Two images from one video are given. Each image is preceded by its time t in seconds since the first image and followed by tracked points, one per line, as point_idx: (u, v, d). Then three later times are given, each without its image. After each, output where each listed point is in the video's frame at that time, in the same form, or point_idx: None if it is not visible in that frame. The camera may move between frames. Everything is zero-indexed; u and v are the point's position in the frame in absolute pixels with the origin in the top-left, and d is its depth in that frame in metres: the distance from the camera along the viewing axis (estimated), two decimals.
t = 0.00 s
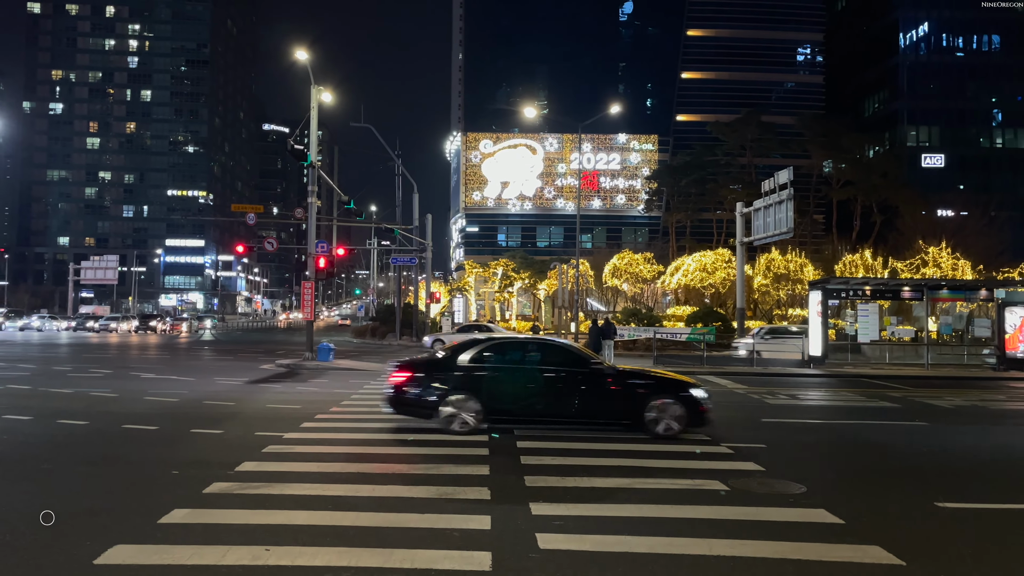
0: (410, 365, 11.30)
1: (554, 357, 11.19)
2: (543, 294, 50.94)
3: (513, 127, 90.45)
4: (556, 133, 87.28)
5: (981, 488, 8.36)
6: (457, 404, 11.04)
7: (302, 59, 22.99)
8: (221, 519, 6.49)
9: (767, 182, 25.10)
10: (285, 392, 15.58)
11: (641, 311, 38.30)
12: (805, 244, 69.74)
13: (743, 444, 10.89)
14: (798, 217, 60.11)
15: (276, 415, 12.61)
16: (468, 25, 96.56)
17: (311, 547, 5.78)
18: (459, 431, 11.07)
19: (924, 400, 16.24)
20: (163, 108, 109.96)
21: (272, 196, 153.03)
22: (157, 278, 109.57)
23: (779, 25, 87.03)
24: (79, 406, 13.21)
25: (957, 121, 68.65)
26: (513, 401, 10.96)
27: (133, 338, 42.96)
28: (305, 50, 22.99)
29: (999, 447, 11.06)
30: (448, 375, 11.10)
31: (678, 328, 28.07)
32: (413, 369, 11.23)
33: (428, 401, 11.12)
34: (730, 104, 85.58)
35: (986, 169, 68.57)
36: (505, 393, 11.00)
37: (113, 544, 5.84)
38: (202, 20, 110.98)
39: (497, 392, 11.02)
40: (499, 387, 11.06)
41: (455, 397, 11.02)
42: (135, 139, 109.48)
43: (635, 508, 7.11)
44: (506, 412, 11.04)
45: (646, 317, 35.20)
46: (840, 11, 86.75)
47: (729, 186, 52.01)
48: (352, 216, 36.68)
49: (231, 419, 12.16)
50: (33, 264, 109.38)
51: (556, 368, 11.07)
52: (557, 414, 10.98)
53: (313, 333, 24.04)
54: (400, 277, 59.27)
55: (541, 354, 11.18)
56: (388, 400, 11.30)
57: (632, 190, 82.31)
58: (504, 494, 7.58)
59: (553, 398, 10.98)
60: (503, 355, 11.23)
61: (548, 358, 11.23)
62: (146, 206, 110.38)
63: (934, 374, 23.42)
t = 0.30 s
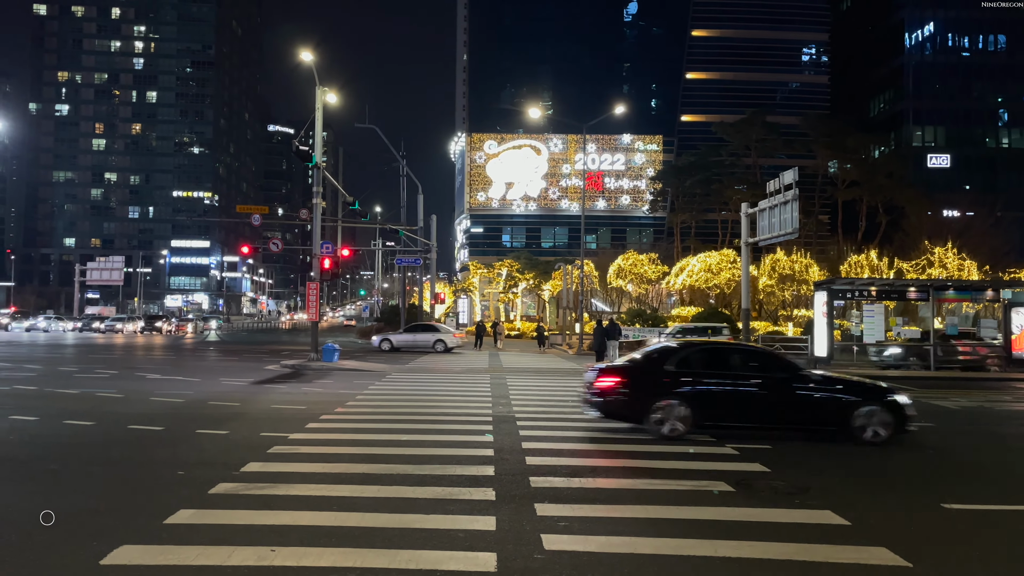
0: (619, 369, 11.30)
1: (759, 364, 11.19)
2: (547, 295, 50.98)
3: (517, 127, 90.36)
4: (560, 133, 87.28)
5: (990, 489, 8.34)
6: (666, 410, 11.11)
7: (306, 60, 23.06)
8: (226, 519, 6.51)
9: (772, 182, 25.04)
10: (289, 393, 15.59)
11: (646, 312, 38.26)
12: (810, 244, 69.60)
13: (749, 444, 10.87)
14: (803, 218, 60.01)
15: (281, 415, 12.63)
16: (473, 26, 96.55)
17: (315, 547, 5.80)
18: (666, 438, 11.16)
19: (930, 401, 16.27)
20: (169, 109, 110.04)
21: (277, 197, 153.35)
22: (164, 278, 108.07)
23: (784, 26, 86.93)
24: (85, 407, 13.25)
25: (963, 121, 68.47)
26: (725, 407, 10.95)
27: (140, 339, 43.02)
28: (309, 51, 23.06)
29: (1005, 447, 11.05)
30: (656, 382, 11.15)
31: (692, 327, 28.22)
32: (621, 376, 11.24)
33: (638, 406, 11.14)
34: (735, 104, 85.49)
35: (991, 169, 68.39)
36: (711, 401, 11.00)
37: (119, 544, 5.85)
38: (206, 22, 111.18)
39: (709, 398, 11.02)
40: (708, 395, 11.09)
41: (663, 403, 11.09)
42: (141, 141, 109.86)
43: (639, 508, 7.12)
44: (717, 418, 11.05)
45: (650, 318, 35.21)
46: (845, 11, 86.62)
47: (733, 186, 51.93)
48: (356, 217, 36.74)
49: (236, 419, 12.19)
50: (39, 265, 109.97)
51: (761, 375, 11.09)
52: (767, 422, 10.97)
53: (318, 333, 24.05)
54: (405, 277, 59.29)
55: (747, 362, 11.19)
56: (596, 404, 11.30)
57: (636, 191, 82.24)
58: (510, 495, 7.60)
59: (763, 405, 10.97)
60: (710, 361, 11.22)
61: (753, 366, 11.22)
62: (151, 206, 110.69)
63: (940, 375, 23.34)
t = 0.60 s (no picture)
0: (828, 377, 11.13)
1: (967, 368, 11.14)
2: (551, 295, 50.96)
3: (521, 128, 90.26)
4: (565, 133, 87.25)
5: (997, 490, 8.33)
6: (881, 416, 10.95)
7: (311, 61, 23.11)
8: (230, 520, 6.51)
9: (776, 182, 24.97)
10: (294, 393, 15.64)
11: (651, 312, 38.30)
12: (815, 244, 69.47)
13: (753, 445, 10.88)
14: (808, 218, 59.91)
15: (286, 415, 12.69)
16: (477, 27, 96.65)
17: (320, 547, 5.81)
18: (881, 444, 11.01)
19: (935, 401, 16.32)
20: (173, 110, 110.27)
21: (281, 197, 153.59)
22: (168, 279, 109.39)
23: (789, 26, 86.86)
24: (90, 407, 13.30)
25: (969, 121, 68.30)
26: (942, 413, 10.87)
27: (144, 340, 43.02)
28: (315, 52, 23.10)
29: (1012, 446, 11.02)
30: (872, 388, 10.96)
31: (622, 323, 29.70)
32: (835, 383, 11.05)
33: (850, 412, 10.98)
34: (739, 104, 85.43)
35: (998, 170, 68.04)
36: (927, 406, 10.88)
37: (125, 544, 5.87)
38: (211, 23, 111.38)
39: (922, 407, 10.88)
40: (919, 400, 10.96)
41: (879, 409, 10.93)
42: (146, 142, 110.10)
43: (644, 508, 7.12)
44: (928, 424, 10.93)
45: (655, 318, 35.19)
46: (850, 11, 86.52)
47: (738, 186, 51.86)
48: (361, 217, 36.72)
49: (241, 419, 12.23)
50: (45, 266, 110.31)
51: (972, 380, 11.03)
52: (974, 426, 10.93)
53: (323, 333, 24.08)
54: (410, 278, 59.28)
55: (953, 364, 11.14)
56: (807, 412, 11.15)
57: (641, 191, 82.13)
58: (513, 495, 7.61)
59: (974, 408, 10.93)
60: (918, 367, 11.09)
61: (960, 369, 11.17)
62: (156, 207, 110.88)
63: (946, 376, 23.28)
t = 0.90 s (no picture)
0: None
1: None
2: (554, 295, 50.93)
3: (524, 128, 90.10)
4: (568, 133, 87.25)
5: (999, 490, 8.33)
6: None
7: (314, 61, 23.11)
8: (234, 519, 6.53)
9: (780, 182, 24.96)
10: (298, 393, 15.71)
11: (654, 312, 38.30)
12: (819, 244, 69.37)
13: (757, 445, 10.88)
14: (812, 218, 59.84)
15: (291, 415, 12.75)
16: (480, 27, 96.59)
17: (323, 546, 5.83)
18: None
19: (938, 401, 16.34)
20: (177, 110, 110.56)
21: (285, 198, 153.78)
22: (173, 280, 109.45)
23: (792, 25, 86.76)
24: (96, 407, 13.35)
25: (973, 120, 68.19)
26: None
27: (150, 341, 43.08)
28: (318, 52, 23.13)
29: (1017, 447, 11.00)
30: None
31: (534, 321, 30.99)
32: None
33: None
34: (743, 103, 85.38)
35: (1003, 168, 67.90)
36: None
37: (130, 544, 5.90)
38: (215, 24, 111.44)
39: None
40: None
41: None
42: (150, 142, 110.44)
43: (647, 508, 7.14)
44: None
45: (659, 319, 35.18)
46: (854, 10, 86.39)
47: (742, 186, 51.83)
48: (364, 218, 36.66)
49: (245, 419, 12.30)
50: (50, 266, 110.75)
51: None
52: None
53: (326, 333, 24.09)
54: (413, 279, 59.36)
55: None
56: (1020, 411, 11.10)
57: (644, 191, 82.09)
58: (515, 495, 7.62)
59: None
60: None
61: None
62: (161, 208, 111.19)
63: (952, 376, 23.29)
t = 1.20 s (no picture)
0: None
1: None
2: (557, 296, 50.88)
3: (526, 128, 89.97)
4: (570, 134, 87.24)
5: (1002, 490, 8.33)
6: None
7: (316, 62, 23.14)
8: (236, 520, 6.56)
9: (783, 182, 24.96)
10: (301, 392, 15.76)
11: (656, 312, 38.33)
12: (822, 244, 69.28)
13: (759, 446, 10.91)
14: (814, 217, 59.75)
15: (293, 415, 12.77)
16: (482, 27, 96.56)
17: (326, 547, 5.84)
18: None
19: (941, 401, 16.33)
20: (180, 111, 110.75)
21: (287, 198, 153.82)
22: (176, 281, 108.95)
23: (794, 25, 86.70)
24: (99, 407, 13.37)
25: (976, 120, 68.15)
26: None
27: (153, 341, 43.11)
28: (321, 53, 23.16)
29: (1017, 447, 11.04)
30: None
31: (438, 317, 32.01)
32: None
33: None
34: (745, 103, 85.29)
35: (1005, 168, 68.00)
36: None
37: (134, 543, 5.91)
38: (217, 25, 111.51)
39: None
40: None
41: None
42: (153, 143, 110.68)
43: (650, 508, 7.14)
44: None
45: (661, 319, 35.18)
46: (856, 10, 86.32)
47: (744, 186, 51.83)
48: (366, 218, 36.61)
49: (247, 420, 12.32)
50: (53, 267, 110.95)
51: None
52: None
53: (329, 334, 24.08)
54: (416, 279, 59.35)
55: None
56: None
57: (647, 191, 82.03)
58: (518, 496, 7.61)
59: None
60: None
61: None
62: (163, 208, 111.40)
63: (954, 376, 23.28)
